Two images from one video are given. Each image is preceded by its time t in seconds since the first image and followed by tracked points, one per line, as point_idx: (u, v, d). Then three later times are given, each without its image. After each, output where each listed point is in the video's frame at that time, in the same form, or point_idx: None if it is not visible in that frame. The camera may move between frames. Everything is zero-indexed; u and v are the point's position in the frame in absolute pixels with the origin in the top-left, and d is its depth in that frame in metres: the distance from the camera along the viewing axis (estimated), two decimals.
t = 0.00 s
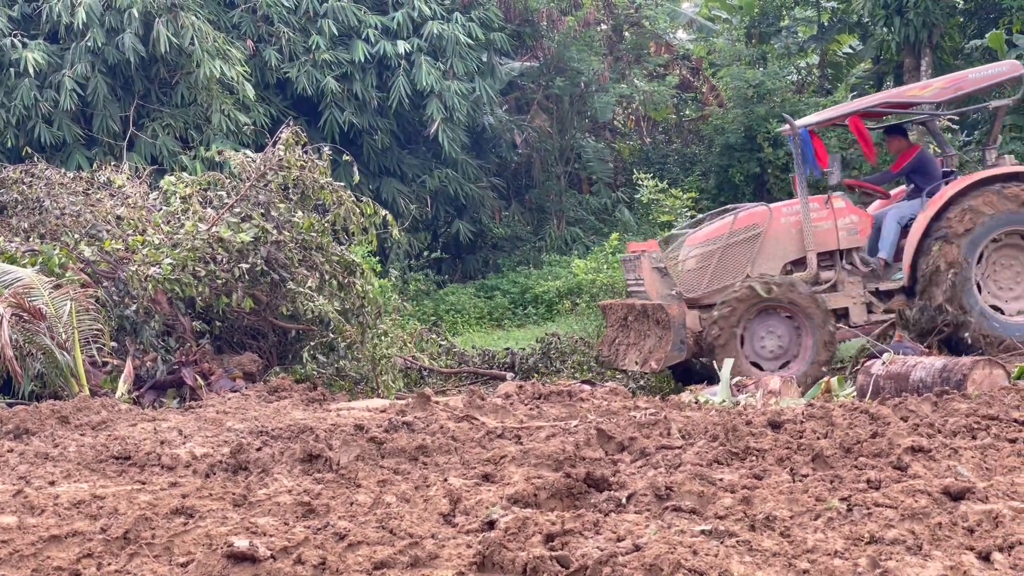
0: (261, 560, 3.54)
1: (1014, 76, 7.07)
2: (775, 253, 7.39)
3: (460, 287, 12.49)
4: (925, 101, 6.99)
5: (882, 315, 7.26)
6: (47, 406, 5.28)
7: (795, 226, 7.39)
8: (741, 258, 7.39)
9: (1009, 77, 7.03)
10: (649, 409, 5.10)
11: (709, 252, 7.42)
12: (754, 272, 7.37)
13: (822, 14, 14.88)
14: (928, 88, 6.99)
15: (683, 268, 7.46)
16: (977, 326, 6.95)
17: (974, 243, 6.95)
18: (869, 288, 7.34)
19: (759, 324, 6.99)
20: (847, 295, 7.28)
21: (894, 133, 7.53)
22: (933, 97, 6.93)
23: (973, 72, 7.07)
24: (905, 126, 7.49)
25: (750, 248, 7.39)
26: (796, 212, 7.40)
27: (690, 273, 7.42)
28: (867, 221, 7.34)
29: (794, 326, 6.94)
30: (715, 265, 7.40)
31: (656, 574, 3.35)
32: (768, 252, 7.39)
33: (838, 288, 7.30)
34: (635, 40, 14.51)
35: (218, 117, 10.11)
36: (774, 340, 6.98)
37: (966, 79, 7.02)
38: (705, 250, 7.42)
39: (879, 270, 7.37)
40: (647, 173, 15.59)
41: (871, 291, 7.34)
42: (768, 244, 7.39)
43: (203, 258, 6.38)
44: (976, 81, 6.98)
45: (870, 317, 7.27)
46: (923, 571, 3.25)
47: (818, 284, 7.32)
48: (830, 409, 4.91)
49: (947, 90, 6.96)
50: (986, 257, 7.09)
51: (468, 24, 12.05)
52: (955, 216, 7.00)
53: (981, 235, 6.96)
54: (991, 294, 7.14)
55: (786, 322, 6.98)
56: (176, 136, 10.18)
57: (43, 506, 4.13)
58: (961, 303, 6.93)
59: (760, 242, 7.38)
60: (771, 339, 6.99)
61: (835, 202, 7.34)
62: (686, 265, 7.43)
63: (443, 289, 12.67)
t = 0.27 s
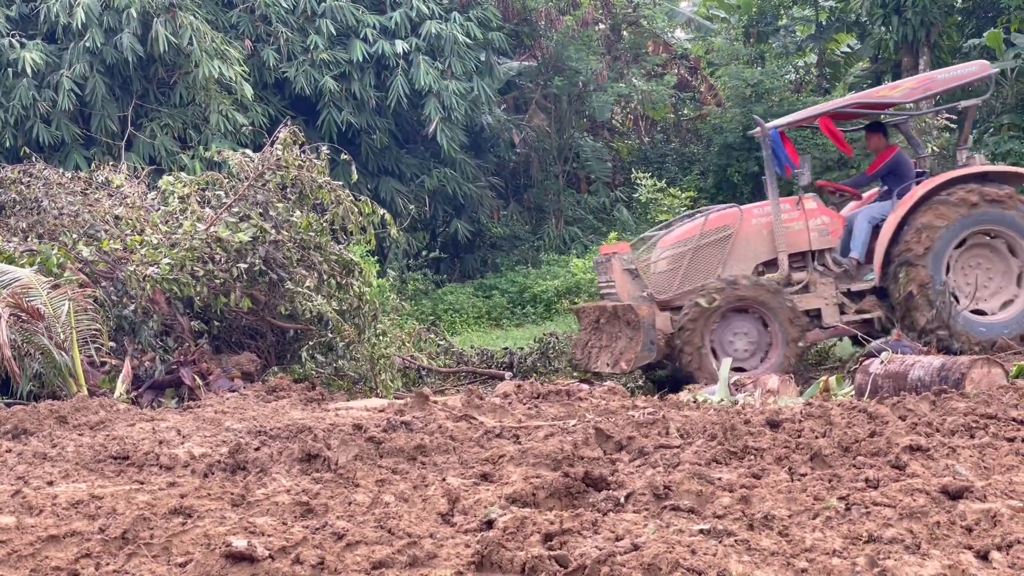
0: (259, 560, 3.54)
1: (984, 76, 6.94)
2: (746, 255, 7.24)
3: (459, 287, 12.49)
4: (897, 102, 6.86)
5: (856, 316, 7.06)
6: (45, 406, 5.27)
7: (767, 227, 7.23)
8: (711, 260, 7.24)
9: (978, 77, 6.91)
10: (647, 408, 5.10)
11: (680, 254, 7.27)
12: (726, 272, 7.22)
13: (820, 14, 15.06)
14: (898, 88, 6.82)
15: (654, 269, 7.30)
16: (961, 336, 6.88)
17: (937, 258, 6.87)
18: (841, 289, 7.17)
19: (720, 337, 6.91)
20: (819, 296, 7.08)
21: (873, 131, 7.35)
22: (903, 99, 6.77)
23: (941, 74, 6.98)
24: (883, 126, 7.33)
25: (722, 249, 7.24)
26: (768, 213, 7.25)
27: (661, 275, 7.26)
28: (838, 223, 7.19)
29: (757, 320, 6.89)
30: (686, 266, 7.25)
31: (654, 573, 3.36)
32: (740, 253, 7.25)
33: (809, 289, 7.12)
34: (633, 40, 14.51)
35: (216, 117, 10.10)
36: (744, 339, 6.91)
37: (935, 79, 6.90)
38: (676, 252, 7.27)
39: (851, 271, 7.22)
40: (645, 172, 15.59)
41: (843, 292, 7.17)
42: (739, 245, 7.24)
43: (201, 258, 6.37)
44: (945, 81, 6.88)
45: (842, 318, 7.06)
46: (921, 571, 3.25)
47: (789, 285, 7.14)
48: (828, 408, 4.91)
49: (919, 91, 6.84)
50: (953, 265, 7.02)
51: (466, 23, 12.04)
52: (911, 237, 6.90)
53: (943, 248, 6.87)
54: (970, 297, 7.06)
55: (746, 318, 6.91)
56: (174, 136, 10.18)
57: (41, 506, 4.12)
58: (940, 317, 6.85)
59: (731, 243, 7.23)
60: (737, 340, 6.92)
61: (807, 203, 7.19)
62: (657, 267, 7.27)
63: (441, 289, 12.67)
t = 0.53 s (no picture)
0: (258, 560, 3.55)
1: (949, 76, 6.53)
2: (710, 258, 6.87)
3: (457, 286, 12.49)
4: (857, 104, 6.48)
5: (821, 317, 6.71)
6: (44, 406, 5.27)
7: (730, 231, 6.88)
8: (674, 263, 6.89)
9: (942, 77, 6.49)
10: (647, 407, 5.10)
11: (643, 257, 6.95)
12: (689, 275, 6.86)
13: (818, 13, 15.27)
14: (859, 89, 6.48)
15: (617, 273, 7.00)
16: (947, 345, 6.44)
17: (896, 283, 6.42)
18: (804, 291, 6.78)
19: (685, 351, 6.62)
20: (783, 299, 6.72)
21: (842, 131, 6.95)
22: (862, 101, 6.42)
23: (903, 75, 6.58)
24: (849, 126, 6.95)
25: (685, 251, 6.89)
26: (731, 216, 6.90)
27: (623, 278, 6.96)
28: (802, 225, 6.82)
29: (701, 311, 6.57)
30: (648, 271, 6.92)
31: (654, 572, 3.37)
32: (704, 256, 6.88)
33: (775, 290, 6.75)
34: (631, 39, 14.52)
35: (214, 117, 10.09)
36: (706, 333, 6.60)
37: (898, 80, 6.52)
38: (639, 255, 6.96)
39: (818, 271, 6.82)
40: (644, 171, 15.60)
41: (807, 294, 6.78)
42: (702, 248, 6.88)
43: (200, 257, 6.37)
44: (908, 81, 6.48)
45: (807, 320, 6.72)
46: (919, 569, 3.26)
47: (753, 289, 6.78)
48: (827, 407, 4.90)
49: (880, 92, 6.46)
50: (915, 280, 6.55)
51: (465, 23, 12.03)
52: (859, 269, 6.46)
53: (897, 271, 6.41)
54: (947, 300, 6.57)
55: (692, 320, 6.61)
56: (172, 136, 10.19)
57: (40, 506, 4.13)
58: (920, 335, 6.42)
59: (694, 246, 6.88)
60: (699, 341, 6.62)
61: (771, 206, 6.84)
62: (620, 271, 6.97)
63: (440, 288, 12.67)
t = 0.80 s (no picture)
0: (258, 559, 3.55)
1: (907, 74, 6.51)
2: (671, 261, 6.89)
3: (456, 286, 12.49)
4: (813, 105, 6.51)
5: (783, 318, 6.76)
6: (44, 406, 5.27)
7: (691, 234, 6.91)
8: (635, 266, 6.90)
9: (899, 77, 6.45)
10: (646, 406, 5.10)
11: (604, 261, 6.98)
12: (650, 278, 6.86)
13: (816, 13, 15.36)
14: (816, 92, 6.50)
15: (579, 277, 7.02)
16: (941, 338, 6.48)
17: (865, 303, 6.48)
18: (767, 293, 6.82)
19: (657, 365, 6.60)
20: (746, 301, 6.76)
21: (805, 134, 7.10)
22: (819, 103, 6.44)
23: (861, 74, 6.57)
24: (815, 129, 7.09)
25: (645, 254, 6.90)
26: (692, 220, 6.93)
27: (585, 282, 6.98)
28: (763, 228, 6.87)
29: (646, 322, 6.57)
30: (610, 274, 6.93)
31: (653, 571, 3.36)
32: (664, 259, 6.90)
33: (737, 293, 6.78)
34: (630, 38, 14.53)
35: (213, 117, 10.09)
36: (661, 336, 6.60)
37: (855, 80, 6.51)
38: (600, 258, 6.99)
39: (780, 273, 6.87)
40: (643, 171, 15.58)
41: (769, 295, 6.82)
42: (662, 252, 6.91)
43: (199, 257, 6.37)
44: (865, 82, 6.45)
45: (769, 321, 6.75)
46: (919, 568, 3.26)
47: (715, 292, 6.82)
48: (826, 406, 4.90)
49: (836, 93, 6.48)
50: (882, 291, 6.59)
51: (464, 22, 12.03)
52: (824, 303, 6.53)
53: (861, 291, 6.47)
54: (922, 291, 6.62)
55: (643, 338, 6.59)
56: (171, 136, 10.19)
57: (39, 506, 4.13)
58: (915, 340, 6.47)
59: (654, 249, 6.89)
60: (659, 348, 6.61)
61: (731, 208, 6.92)
62: (582, 274, 7.00)
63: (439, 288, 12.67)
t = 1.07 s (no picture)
0: (258, 559, 3.56)
1: (863, 79, 6.55)
2: (630, 267, 6.75)
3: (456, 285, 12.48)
4: (771, 109, 6.51)
5: (743, 323, 6.71)
6: (43, 406, 5.27)
7: (650, 239, 6.79)
8: (594, 272, 6.74)
9: (857, 82, 6.50)
10: (645, 406, 5.09)
11: (563, 268, 6.78)
12: (609, 283, 6.71)
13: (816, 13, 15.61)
14: (773, 95, 6.51)
15: (535, 284, 6.78)
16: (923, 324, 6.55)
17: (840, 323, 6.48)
18: (728, 297, 6.76)
19: (625, 372, 6.43)
20: (706, 306, 6.71)
21: (765, 134, 6.96)
22: (777, 106, 6.45)
23: (817, 79, 6.59)
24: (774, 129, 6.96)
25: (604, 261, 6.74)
26: (650, 225, 6.82)
27: (542, 289, 6.75)
28: (723, 231, 6.79)
29: (593, 342, 6.40)
30: (569, 280, 6.73)
31: (654, 571, 3.36)
32: (622, 265, 6.75)
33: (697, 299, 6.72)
34: (629, 38, 14.54)
35: (212, 117, 10.08)
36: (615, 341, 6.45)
37: (813, 84, 6.54)
38: (558, 266, 6.78)
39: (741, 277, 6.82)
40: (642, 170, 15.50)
41: (729, 300, 6.76)
42: (621, 257, 6.76)
43: (199, 257, 6.37)
44: (822, 87, 6.49)
45: (730, 326, 6.71)
46: (918, 567, 3.26)
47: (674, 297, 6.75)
48: (824, 404, 4.90)
49: (793, 97, 6.48)
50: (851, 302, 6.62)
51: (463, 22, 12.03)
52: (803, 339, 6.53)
53: (833, 313, 6.49)
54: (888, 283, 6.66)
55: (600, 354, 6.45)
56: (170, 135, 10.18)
57: (39, 506, 4.13)
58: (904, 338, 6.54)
59: (613, 255, 6.74)
60: (619, 357, 6.45)
61: (690, 213, 6.83)
62: (540, 282, 6.75)
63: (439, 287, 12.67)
